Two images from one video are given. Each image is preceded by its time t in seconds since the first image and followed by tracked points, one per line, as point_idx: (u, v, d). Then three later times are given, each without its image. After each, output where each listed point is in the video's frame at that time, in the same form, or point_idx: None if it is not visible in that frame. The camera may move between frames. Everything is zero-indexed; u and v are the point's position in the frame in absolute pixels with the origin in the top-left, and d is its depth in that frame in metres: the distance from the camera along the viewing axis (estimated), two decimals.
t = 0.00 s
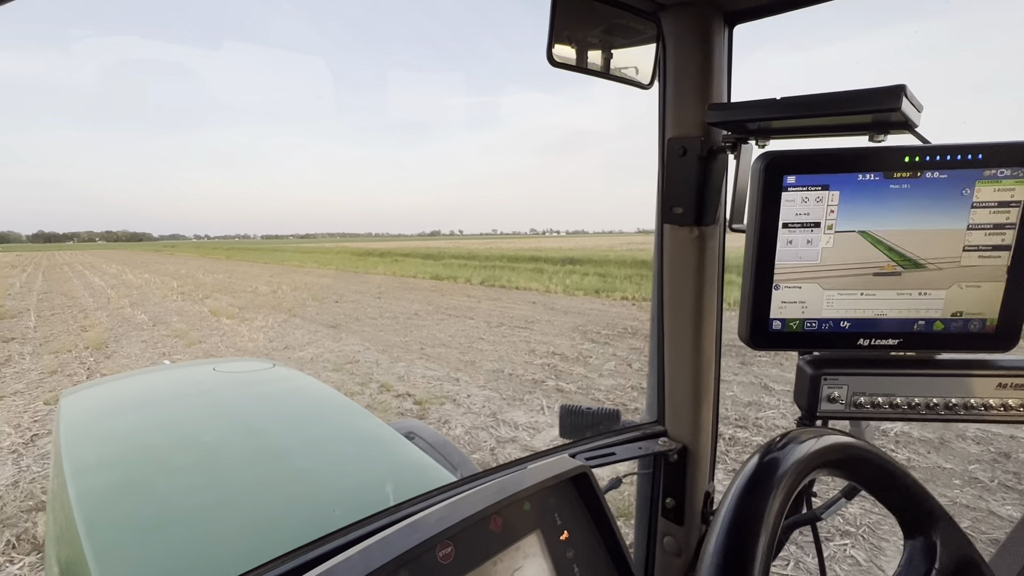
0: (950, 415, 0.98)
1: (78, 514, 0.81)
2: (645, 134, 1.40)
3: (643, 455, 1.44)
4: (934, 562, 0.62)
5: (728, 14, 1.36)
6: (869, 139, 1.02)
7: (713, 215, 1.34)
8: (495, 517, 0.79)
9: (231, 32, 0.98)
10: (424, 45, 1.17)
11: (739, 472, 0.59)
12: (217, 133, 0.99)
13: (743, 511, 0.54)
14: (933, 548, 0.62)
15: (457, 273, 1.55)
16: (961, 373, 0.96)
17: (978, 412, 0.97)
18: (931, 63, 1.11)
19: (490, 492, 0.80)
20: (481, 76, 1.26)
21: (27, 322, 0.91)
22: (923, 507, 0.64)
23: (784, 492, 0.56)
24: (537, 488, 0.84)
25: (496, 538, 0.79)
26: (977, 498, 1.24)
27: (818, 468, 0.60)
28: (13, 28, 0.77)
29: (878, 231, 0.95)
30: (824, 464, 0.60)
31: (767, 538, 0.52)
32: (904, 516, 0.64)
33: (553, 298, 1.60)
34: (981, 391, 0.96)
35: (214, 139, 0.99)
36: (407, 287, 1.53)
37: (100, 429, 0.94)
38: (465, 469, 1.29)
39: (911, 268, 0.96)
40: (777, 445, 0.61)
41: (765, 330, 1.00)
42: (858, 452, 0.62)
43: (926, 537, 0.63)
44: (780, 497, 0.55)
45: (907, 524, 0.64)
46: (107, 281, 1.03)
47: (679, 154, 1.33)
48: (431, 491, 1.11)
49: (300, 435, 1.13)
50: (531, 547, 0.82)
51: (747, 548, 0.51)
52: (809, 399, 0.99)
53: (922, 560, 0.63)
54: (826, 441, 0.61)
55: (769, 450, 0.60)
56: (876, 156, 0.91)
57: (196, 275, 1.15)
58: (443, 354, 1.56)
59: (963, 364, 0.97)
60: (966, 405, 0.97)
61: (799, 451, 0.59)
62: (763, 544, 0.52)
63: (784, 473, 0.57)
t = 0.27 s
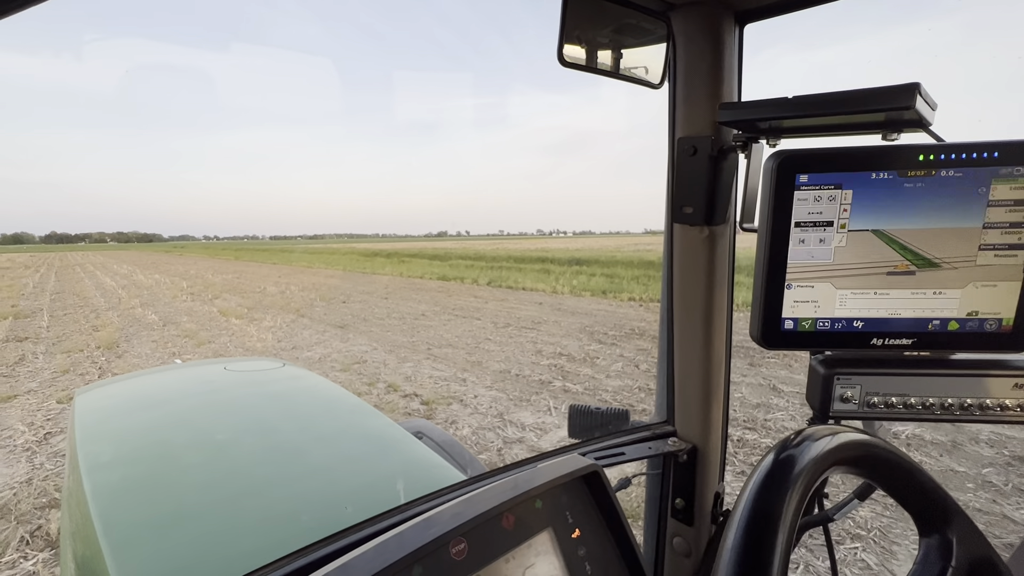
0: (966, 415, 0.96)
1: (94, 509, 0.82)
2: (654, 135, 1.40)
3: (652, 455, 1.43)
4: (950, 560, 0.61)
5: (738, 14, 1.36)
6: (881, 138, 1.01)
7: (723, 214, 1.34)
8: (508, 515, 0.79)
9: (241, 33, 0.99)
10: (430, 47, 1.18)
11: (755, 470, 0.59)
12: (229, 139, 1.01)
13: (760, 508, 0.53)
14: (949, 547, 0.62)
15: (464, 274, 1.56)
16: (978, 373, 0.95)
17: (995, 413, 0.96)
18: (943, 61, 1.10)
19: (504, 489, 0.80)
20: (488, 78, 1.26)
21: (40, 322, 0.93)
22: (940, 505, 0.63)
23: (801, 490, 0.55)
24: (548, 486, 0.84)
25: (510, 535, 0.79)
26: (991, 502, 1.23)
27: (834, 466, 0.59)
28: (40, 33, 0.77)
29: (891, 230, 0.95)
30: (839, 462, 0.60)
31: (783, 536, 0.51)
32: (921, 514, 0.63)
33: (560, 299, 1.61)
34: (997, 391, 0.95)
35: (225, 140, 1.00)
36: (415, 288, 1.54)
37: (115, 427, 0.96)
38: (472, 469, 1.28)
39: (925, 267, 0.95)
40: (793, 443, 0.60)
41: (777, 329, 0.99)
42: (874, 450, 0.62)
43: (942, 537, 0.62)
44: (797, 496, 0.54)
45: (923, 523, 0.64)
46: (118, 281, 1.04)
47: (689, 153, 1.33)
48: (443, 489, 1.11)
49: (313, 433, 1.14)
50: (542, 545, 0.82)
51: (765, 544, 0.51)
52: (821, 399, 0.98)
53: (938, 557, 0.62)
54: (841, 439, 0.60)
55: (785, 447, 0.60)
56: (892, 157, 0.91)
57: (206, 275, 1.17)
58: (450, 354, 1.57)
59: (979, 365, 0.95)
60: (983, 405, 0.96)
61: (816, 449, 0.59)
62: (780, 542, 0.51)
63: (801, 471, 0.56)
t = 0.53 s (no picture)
0: (967, 414, 0.97)
1: (95, 509, 0.82)
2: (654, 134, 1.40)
3: (654, 454, 1.42)
4: (948, 557, 0.62)
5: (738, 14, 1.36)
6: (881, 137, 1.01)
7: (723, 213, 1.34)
8: (509, 513, 0.79)
9: (242, 34, 0.99)
10: (430, 47, 1.19)
11: (756, 468, 0.59)
12: (227, 137, 1.01)
13: (762, 505, 0.54)
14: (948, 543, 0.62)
15: (464, 273, 1.56)
16: (979, 372, 0.95)
17: (996, 411, 0.96)
18: (941, 61, 1.10)
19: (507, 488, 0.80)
20: (488, 79, 1.26)
21: (39, 322, 0.93)
22: (939, 502, 0.63)
23: (803, 488, 0.55)
24: (550, 484, 0.84)
25: (512, 532, 0.79)
26: (991, 501, 1.24)
27: (834, 464, 0.60)
28: (41, 32, 0.77)
29: (891, 229, 0.95)
30: (840, 460, 0.60)
31: (786, 534, 0.52)
32: (920, 510, 0.64)
33: (560, 299, 1.61)
34: (999, 390, 0.95)
35: (220, 140, 1.00)
36: (415, 288, 1.55)
37: (115, 427, 0.96)
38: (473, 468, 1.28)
39: (925, 266, 0.95)
40: (794, 440, 0.60)
41: (778, 327, 0.99)
42: (874, 447, 0.62)
43: (941, 534, 0.63)
44: (799, 493, 0.55)
45: (923, 519, 0.64)
46: (118, 281, 1.04)
47: (689, 153, 1.33)
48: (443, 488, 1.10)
49: (314, 431, 1.14)
50: (544, 542, 0.82)
51: (767, 542, 0.51)
52: (821, 397, 0.99)
53: (936, 554, 0.63)
54: (842, 436, 0.61)
55: (786, 445, 0.60)
56: (894, 155, 0.90)
57: (206, 275, 1.16)
58: (450, 354, 1.57)
59: (980, 364, 0.96)
60: (984, 403, 0.96)
61: (816, 447, 0.59)
62: (783, 540, 0.51)
63: (802, 468, 0.57)
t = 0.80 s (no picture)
0: (945, 411, 0.98)
1: (80, 513, 0.81)
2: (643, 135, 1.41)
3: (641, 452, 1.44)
4: (927, 552, 0.64)
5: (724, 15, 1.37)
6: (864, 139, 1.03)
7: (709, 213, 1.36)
8: (502, 514, 0.80)
9: (224, 30, 0.98)
10: (418, 44, 1.17)
11: (743, 468, 0.60)
12: (214, 134, 1.00)
13: (749, 506, 0.54)
14: (927, 539, 0.64)
15: (453, 272, 1.56)
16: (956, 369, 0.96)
17: (972, 408, 0.98)
18: (922, 64, 1.12)
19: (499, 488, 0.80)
20: (476, 77, 1.26)
21: (18, 323, 0.91)
22: (918, 499, 0.65)
23: (788, 488, 0.56)
24: (539, 485, 0.84)
25: (502, 533, 0.79)
26: (969, 491, 1.26)
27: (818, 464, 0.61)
28: (12, 27, 0.77)
29: (873, 230, 0.97)
30: (824, 460, 0.61)
31: (772, 533, 0.52)
32: (900, 507, 0.65)
33: (549, 297, 1.60)
34: (975, 387, 0.97)
35: (205, 136, 0.99)
36: (403, 287, 1.54)
37: (100, 429, 0.95)
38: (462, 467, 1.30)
39: (905, 266, 0.98)
40: (779, 441, 0.61)
41: (762, 329, 1.01)
42: (860, 446, 0.63)
43: (920, 529, 0.65)
44: (784, 494, 0.56)
45: (903, 516, 0.65)
46: (99, 281, 1.03)
47: (676, 153, 1.34)
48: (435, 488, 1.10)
49: (301, 431, 1.14)
50: (534, 542, 0.83)
51: (754, 543, 0.51)
52: (805, 395, 0.99)
53: (915, 549, 0.64)
54: (825, 436, 0.62)
55: (772, 445, 0.61)
56: (876, 159, 0.92)
57: (189, 275, 1.15)
58: (439, 353, 1.56)
59: (956, 361, 0.98)
60: (961, 400, 0.98)
61: (801, 447, 0.60)
62: (769, 539, 0.52)
63: (788, 469, 0.58)
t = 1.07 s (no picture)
0: (903, 393, 1.03)
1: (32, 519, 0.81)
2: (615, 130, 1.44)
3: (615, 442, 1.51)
4: (892, 528, 0.67)
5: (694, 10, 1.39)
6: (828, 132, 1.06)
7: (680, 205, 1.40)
8: (478, 508, 0.80)
9: (177, 14, 0.93)
10: (385, 35, 1.15)
11: (723, 456, 0.61)
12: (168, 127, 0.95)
13: (732, 495, 0.56)
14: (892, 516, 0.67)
15: (423, 266, 1.50)
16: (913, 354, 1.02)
17: (928, 389, 1.03)
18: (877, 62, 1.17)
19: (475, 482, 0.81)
20: (445, 69, 1.23)
21: None
22: (884, 479, 0.68)
23: (767, 476, 0.58)
24: (515, 478, 0.85)
25: (480, 528, 0.79)
26: (918, 470, 1.33)
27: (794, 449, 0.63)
28: None
29: (837, 221, 1.00)
30: (799, 446, 0.63)
31: (754, 521, 0.54)
32: (867, 487, 0.68)
33: (521, 291, 1.55)
34: (931, 370, 1.02)
35: (161, 129, 0.94)
36: (370, 281, 1.44)
37: (53, 432, 0.91)
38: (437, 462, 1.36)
39: (867, 255, 1.02)
40: (757, 429, 0.63)
41: (733, 316, 1.04)
42: (832, 432, 0.65)
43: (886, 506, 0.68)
44: (764, 482, 0.57)
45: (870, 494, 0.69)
46: (47, 277, 0.95)
47: (648, 146, 1.37)
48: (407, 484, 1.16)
49: (269, 430, 1.16)
50: (511, 535, 0.83)
51: (738, 531, 0.54)
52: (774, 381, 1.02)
53: (881, 525, 0.68)
54: (800, 422, 0.64)
55: (750, 432, 0.62)
56: (841, 150, 0.95)
57: (147, 271, 1.07)
58: (410, 348, 1.47)
59: (914, 346, 1.03)
60: (917, 382, 1.03)
61: (778, 434, 0.62)
62: (752, 527, 0.54)
63: (766, 456, 0.59)
